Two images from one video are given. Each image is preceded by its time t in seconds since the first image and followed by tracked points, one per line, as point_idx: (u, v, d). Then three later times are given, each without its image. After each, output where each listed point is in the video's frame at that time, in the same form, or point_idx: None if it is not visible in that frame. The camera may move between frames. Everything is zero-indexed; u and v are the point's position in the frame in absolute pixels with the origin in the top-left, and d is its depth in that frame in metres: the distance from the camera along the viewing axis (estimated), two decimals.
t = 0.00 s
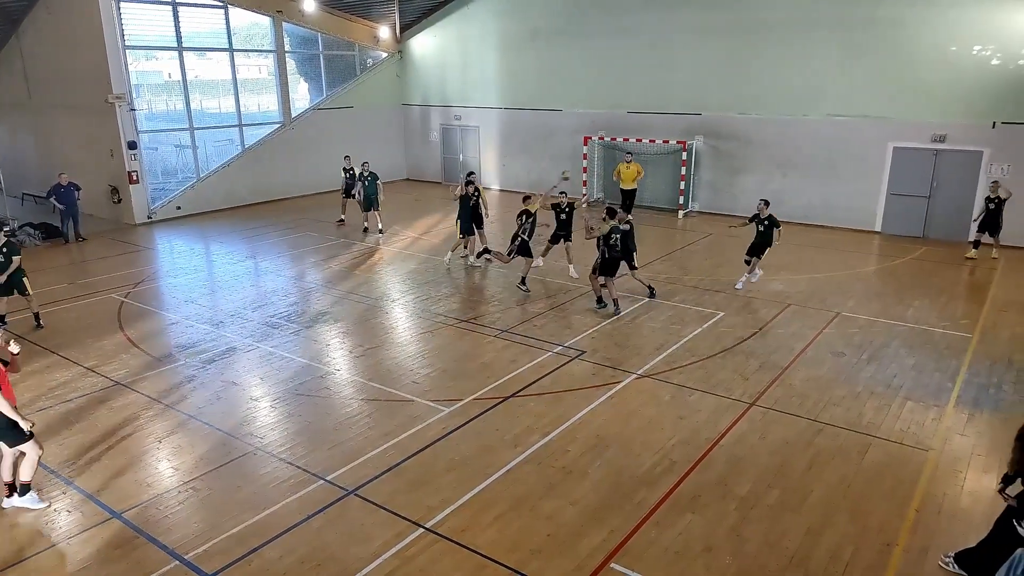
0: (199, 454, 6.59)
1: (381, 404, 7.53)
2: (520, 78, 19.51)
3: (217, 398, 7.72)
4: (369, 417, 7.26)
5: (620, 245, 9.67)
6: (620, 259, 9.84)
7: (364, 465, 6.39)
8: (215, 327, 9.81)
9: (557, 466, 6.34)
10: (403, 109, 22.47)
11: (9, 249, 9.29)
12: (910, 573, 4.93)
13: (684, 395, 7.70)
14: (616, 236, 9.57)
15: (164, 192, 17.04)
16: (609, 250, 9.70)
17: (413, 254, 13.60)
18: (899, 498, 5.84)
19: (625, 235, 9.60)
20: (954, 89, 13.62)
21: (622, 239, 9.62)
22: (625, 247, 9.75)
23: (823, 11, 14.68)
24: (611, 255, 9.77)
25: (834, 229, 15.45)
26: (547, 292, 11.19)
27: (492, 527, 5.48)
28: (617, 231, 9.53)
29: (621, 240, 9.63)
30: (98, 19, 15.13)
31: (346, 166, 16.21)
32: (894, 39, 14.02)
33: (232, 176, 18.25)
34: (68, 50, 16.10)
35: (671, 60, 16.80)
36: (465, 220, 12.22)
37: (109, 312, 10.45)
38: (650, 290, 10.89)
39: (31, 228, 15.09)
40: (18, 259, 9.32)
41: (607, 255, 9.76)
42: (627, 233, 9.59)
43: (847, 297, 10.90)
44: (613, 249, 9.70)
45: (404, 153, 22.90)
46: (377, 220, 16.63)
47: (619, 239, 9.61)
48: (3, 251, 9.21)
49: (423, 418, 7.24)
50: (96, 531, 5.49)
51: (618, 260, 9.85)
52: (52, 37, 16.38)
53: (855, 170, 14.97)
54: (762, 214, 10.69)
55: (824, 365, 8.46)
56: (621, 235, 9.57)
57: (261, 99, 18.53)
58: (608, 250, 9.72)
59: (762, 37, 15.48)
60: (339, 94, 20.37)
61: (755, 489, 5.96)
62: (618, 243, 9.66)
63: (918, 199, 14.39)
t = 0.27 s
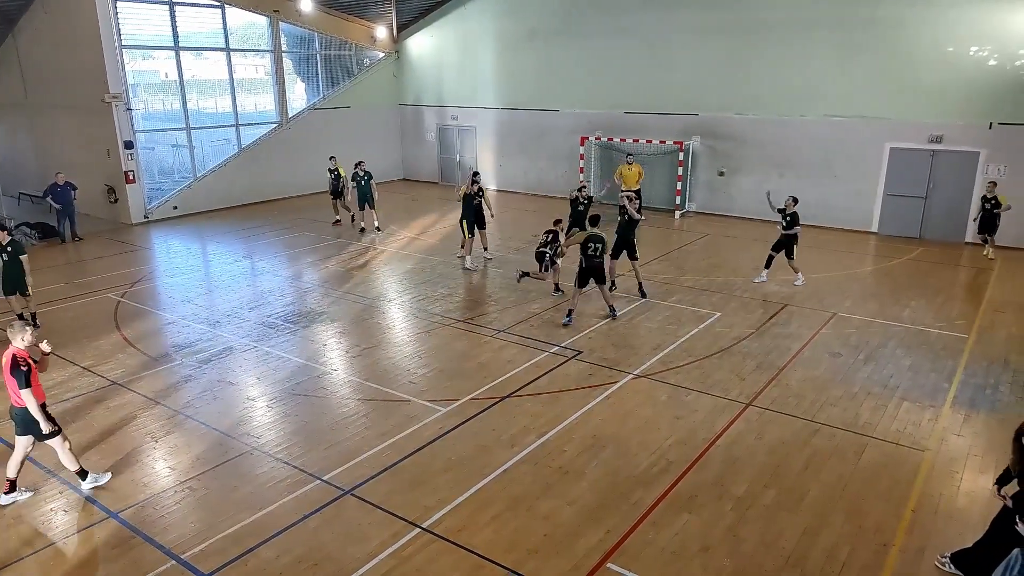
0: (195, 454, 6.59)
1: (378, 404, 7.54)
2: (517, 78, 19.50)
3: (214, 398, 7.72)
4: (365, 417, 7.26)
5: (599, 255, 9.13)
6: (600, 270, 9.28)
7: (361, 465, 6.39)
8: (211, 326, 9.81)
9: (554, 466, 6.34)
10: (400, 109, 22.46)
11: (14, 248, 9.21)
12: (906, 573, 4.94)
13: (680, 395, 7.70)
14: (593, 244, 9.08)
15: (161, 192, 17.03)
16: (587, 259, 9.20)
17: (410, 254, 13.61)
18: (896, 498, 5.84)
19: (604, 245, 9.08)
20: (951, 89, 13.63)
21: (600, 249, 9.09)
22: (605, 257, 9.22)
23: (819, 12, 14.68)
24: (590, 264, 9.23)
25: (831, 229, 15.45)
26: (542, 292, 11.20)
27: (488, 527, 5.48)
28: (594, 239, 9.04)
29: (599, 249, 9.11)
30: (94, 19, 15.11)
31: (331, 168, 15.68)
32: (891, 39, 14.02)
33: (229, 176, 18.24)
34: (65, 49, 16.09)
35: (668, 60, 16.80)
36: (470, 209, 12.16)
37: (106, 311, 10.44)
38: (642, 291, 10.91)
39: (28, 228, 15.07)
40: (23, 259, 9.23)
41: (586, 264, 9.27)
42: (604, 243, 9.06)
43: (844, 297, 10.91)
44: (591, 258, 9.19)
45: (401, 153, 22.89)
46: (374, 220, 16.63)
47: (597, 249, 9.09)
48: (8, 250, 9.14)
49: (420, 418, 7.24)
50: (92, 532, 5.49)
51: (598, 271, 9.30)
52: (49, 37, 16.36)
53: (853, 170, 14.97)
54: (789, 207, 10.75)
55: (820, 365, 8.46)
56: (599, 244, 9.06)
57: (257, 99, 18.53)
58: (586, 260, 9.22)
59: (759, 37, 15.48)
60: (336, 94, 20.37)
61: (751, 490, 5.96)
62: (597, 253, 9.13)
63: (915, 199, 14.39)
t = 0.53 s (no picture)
0: (193, 454, 6.59)
1: (375, 404, 7.54)
2: (515, 78, 19.50)
3: (211, 398, 7.72)
4: (362, 417, 7.25)
5: (574, 258, 8.96)
6: (576, 274, 9.06)
7: (358, 465, 6.39)
8: (209, 326, 9.81)
9: (551, 466, 6.34)
10: (398, 110, 22.45)
11: (14, 248, 9.25)
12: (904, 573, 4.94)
13: (678, 395, 7.70)
14: (569, 244, 8.98)
15: (158, 192, 17.02)
16: (563, 261, 9.07)
17: (407, 254, 13.62)
18: (893, 498, 5.85)
19: (580, 248, 8.92)
20: (948, 89, 13.63)
21: (576, 251, 8.94)
22: (583, 263, 9.01)
23: (817, 12, 14.68)
24: (566, 267, 9.07)
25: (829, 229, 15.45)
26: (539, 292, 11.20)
27: (486, 527, 5.48)
28: (571, 240, 8.96)
29: (576, 252, 8.95)
30: (91, 19, 15.11)
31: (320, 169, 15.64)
32: (888, 39, 14.03)
33: (226, 176, 18.24)
34: (62, 49, 16.08)
35: (665, 60, 16.79)
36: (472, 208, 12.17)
37: (103, 312, 10.43)
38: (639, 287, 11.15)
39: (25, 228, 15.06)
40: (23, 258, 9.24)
41: (563, 267, 9.11)
42: (581, 246, 8.91)
43: (841, 297, 10.91)
44: (567, 260, 9.04)
45: (399, 153, 22.89)
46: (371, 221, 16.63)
47: (574, 251, 8.95)
48: (7, 249, 9.16)
49: (417, 418, 7.24)
50: (89, 532, 5.49)
51: (575, 276, 9.08)
52: (46, 37, 16.34)
53: (851, 170, 14.97)
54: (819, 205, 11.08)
55: (818, 365, 8.47)
56: (575, 246, 8.93)
57: (255, 99, 18.52)
58: (563, 262, 9.09)
59: (756, 37, 15.48)
60: (333, 94, 20.36)
61: (749, 490, 5.96)
62: (573, 255, 8.97)
63: (912, 199, 14.38)
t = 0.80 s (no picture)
0: (191, 454, 6.58)
1: (373, 404, 7.54)
2: (513, 78, 19.50)
3: (209, 398, 7.72)
4: (360, 417, 7.25)
5: (558, 267, 8.73)
6: (559, 284, 8.83)
7: (356, 465, 6.39)
8: (206, 326, 9.81)
9: (549, 466, 6.35)
10: (396, 110, 22.45)
11: (13, 249, 9.13)
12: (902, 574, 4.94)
13: (675, 396, 7.71)
14: (554, 252, 8.72)
15: (156, 192, 17.02)
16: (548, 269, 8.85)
17: (405, 254, 13.63)
18: (891, 499, 5.85)
19: (565, 257, 8.66)
20: (946, 89, 13.63)
21: (560, 260, 8.70)
22: (568, 273, 8.76)
23: (814, 12, 14.68)
24: (551, 276, 8.85)
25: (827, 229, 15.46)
26: (537, 292, 11.21)
27: (483, 528, 5.47)
28: (557, 248, 8.68)
29: (561, 261, 8.70)
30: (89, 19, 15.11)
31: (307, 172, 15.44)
32: (885, 39, 14.03)
33: (224, 175, 18.23)
34: (60, 49, 16.07)
35: (663, 61, 16.79)
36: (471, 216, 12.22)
37: (101, 312, 10.43)
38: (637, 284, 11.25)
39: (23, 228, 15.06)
40: (23, 259, 9.15)
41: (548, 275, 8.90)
42: (566, 255, 8.64)
43: (838, 297, 10.92)
44: (552, 268, 8.81)
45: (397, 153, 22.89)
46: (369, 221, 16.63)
47: (558, 260, 8.70)
48: (7, 250, 9.06)
49: (415, 418, 7.24)
50: (87, 532, 5.49)
51: (559, 285, 8.87)
52: (44, 37, 16.35)
53: (848, 171, 14.97)
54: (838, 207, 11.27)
55: (816, 366, 8.47)
56: (560, 255, 8.67)
57: (252, 99, 18.52)
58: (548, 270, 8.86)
59: (754, 37, 15.47)
60: (330, 94, 20.37)
61: (747, 490, 5.96)
62: (557, 264, 8.73)
63: (910, 199, 14.38)
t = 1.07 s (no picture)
0: (189, 454, 6.59)
1: (371, 404, 7.54)
2: (511, 79, 19.49)
3: (207, 398, 7.72)
4: (359, 418, 7.25)
5: (545, 276, 8.35)
6: (546, 293, 8.44)
7: (355, 465, 6.39)
8: (205, 326, 9.81)
9: (547, 466, 6.35)
10: (395, 110, 22.44)
11: (16, 250, 9.21)
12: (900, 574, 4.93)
13: (674, 396, 7.70)
14: (539, 261, 8.30)
15: (155, 192, 17.02)
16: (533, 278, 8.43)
17: (404, 254, 13.63)
18: (890, 499, 5.84)
19: (551, 264, 8.28)
20: (945, 89, 13.62)
21: (546, 268, 8.31)
22: (554, 281, 8.41)
23: (813, 12, 14.67)
24: (536, 286, 8.43)
25: (826, 229, 15.45)
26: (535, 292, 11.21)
27: (481, 528, 5.47)
28: (541, 256, 8.27)
29: (546, 269, 8.31)
30: (87, 19, 15.11)
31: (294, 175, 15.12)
32: (884, 40, 14.02)
33: (223, 175, 18.24)
34: (59, 49, 16.08)
35: (662, 61, 16.78)
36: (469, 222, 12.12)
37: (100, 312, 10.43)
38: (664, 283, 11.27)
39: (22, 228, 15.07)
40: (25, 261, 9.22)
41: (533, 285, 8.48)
42: (552, 263, 8.25)
43: (837, 297, 10.92)
44: (537, 278, 8.41)
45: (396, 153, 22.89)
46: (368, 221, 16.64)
47: (544, 268, 8.31)
48: (10, 252, 9.13)
49: (413, 418, 7.24)
50: (85, 531, 5.49)
51: (545, 295, 8.47)
52: (43, 37, 16.36)
53: (847, 172, 14.96)
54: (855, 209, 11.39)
55: (814, 366, 8.47)
56: (546, 263, 8.28)
57: (251, 99, 18.53)
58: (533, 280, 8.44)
59: (753, 37, 15.46)
60: (329, 95, 20.37)
61: (745, 490, 5.95)
62: (543, 273, 8.34)
63: (909, 199, 14.36)
